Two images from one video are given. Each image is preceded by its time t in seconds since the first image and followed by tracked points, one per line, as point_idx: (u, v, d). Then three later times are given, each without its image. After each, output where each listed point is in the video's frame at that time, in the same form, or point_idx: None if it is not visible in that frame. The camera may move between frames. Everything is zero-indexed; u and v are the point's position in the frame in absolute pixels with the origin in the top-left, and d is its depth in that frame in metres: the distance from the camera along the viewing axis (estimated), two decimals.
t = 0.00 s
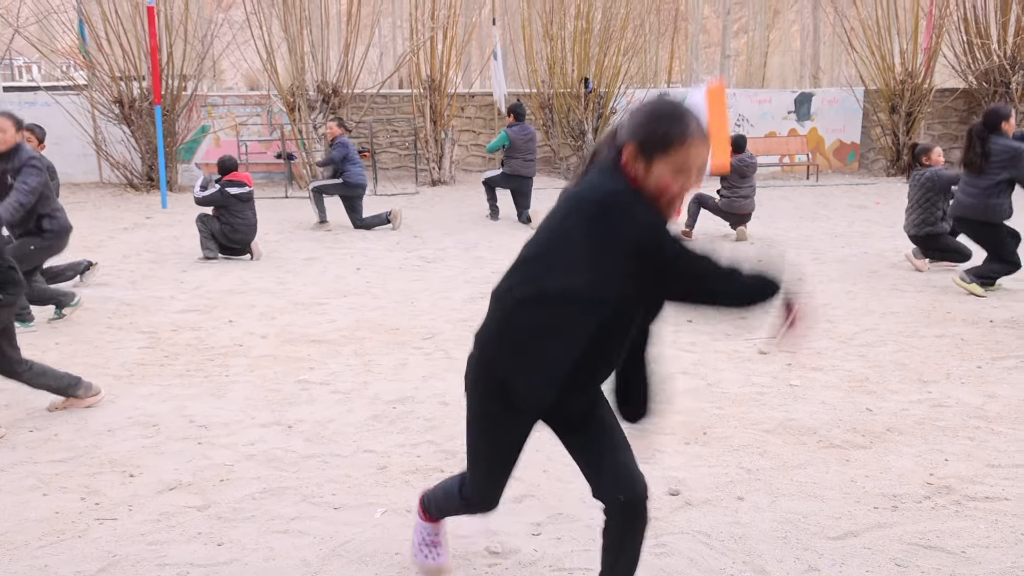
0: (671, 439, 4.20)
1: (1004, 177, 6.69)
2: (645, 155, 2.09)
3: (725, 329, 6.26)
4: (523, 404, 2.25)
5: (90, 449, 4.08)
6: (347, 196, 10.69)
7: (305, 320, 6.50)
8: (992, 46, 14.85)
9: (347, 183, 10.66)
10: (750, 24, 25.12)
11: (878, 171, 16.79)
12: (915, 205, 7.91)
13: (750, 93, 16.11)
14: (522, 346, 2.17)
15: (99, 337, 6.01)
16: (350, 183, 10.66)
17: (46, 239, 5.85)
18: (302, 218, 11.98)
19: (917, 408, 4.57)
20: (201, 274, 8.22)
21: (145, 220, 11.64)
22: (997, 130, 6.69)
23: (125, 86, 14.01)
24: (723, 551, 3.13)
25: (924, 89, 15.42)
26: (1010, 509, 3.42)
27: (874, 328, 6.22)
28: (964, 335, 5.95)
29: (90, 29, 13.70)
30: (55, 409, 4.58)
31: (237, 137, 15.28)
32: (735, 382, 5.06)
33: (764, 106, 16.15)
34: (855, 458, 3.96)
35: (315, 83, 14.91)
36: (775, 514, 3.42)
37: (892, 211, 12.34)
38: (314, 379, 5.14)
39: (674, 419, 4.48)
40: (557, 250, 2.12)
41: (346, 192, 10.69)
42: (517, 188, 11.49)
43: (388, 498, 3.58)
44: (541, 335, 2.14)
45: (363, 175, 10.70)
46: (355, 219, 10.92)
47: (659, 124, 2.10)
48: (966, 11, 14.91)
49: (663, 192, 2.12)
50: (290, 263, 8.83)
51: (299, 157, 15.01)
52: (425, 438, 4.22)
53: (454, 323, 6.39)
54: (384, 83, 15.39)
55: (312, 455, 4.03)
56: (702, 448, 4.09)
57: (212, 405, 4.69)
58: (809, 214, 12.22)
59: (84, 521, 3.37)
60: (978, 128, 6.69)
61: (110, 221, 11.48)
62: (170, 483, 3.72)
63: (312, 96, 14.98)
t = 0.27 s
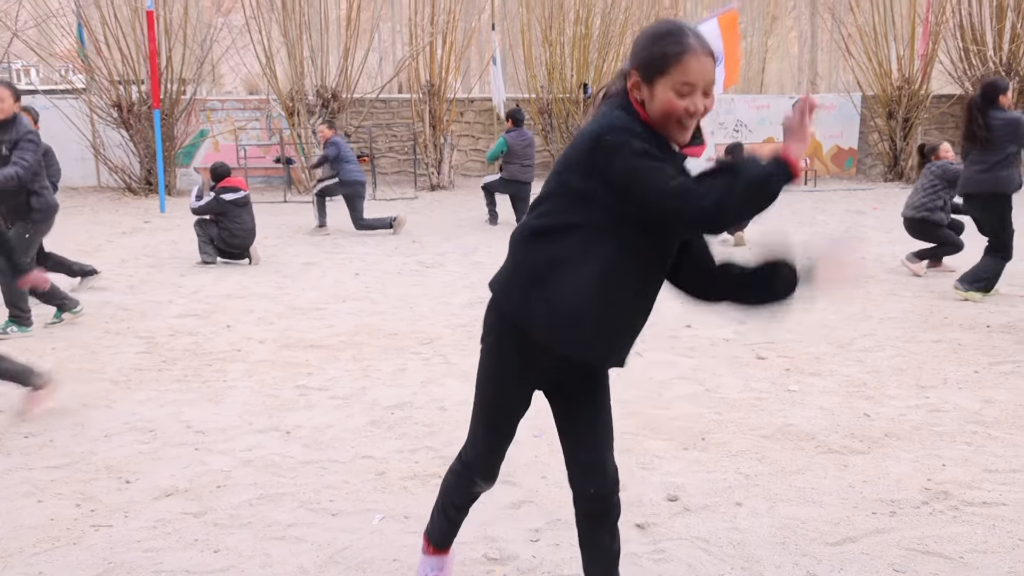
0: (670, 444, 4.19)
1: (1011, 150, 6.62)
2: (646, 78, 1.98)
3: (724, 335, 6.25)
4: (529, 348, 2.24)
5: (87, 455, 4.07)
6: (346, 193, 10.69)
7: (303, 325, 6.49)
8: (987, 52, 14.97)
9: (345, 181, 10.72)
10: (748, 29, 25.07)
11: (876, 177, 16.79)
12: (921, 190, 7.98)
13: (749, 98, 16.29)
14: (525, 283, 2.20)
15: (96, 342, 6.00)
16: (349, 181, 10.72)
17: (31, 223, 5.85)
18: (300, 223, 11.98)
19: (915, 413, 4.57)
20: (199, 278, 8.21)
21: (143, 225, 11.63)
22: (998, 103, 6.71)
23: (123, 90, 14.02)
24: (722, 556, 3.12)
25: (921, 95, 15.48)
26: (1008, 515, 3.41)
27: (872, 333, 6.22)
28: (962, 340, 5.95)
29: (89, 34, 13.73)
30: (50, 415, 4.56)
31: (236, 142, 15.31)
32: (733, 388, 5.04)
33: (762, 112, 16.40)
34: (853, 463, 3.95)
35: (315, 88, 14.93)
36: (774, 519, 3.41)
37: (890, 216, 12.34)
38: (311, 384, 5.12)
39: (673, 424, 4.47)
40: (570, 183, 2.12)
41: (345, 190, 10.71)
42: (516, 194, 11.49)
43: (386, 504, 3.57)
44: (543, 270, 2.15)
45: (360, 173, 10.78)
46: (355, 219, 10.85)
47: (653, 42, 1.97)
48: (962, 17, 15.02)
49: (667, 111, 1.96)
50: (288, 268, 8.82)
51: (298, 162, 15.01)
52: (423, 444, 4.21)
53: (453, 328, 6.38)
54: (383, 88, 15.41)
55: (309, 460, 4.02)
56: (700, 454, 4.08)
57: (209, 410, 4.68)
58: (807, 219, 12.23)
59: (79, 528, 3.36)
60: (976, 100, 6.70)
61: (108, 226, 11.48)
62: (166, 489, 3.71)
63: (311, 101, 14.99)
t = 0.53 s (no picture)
0: (666, 458, 4.19)
1: (1009, 141, 6.56)
2: (629, 78, 2.00)
3: (720, 348, 6.25)
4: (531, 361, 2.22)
5: (81, 470, 4.05)
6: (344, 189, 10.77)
7: (299, 339, 6.49)
8: (981, 66, 15.09)
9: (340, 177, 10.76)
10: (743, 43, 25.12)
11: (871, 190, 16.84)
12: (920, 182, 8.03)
13: (744, 112, 16.32)
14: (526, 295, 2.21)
15: (91, 356, 5.98)
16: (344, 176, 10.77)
17: (14, 229, 5.73)
18: (297, 236, 11.99)
19: (911, 427, 4.57)
20: (195, 292, 8.20)
21: (140, 238, 11.63)
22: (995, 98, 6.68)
23: (120, 103, 14.05)
24: (719, 572, 3.11)
25: (916, 109, 15.58)
26: (1004, 529, 3.41)
27: (867, 347, 6.22)
28: (957, 354, 5.95)
29: (86, 47, 13.78)
30: (44, 429, 4.55)
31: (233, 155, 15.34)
32: (729, 402, 5.04)
33: (758, 125, 16.35)
34: (849, 477, 3.95)
35: (311, 101, 14.97)
36: (770, 534, 3.40)
37: (885, 229, 12.38)
38: (307, 398, 5.11)
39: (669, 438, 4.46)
40: (551, 184, 2.09)
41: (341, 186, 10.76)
42: (511, 207, 11.51)
43: (381, 519, 3.56)
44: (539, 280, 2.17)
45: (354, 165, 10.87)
46: (355, 215, 10.94)
47: (635, 41, 1.99)
48: (954, 31, 15.07)
49: (646, 110, 1.96)
50: (284, 281, 8.82)
51: (294, 175, 15.02)
52: (419, 458, 4.20)
53: (449, 342, 6.38)
54: (380, 102, 15.45)
55: (305, 475, 4.00)
56: (697, 468, 4.08)
57: (204, 425, 4.66)
58: (803, 232, 12.26)
59: (73, 544, 3.35)
60: (970, 95, 6.62)
61: (104, 239, 11.47)
62: (161, 504, 3.70)
63: (307, 114, 15.02)
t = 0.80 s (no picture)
0: (662, 475, 4.19)
1: (1002, 153, 6.57)
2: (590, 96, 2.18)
3: (715, 363, 6.26)
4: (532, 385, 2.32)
5: (75, 490, 4.04)
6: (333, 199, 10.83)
7: (294, 357, 6.48)
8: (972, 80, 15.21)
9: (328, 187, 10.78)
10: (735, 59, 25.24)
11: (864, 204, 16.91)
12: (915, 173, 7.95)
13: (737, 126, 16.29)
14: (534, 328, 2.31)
15: (85, 375, 5.96)
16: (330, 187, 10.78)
17: None
18: (291, 254, 12.00)
19: (906, 441, 4.58)
20: (189, 310, 8.19)
21: (134, 256, 11.62)
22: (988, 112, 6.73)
23: (114, 121, 14.07)
24: None
25: (908, 123, 15.69)
26: (1001, 543, 3.41)
27: (862, 361, 6.23)
28: (952, 368, 5.96)
29: (81, 66, 13.82)
30: (38, 450, 4.53)
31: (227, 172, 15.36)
32: (725, 417, 5.05)
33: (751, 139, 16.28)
34: (845, 492, 3.95)
35: (306, 118, 15.01)
36: (766, 550, 3.40)
37: (879, 244, 12.43)
38: (302, 417, 5.10)
39: (665, 454, 4.46)
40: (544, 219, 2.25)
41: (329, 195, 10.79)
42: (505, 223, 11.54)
43: (377, 538, 3.54)
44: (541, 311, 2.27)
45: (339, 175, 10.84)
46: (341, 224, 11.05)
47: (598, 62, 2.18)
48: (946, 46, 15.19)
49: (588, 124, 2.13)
50: (278, 299, 8.81)
51: (288, 192, 15.03)
52: (414, 476, 4.19)
53: (444, 359, 6.37)
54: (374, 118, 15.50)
55: (299, 494, 3.99)
56: (692, 484, 4.07)
57: (199, 444, 4.65)
58: (797, 247, 12.30)
59: (66, 565, 3.33)
60: (961, 108, 6.67)
61: (98, 257, 11.45)
62: (155, 524, 3.68)
63: (302, 131, 15.04)
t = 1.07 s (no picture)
0: (659, 487, 4.18)
1: (993, 162, 6.59)
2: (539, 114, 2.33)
3: (712, 375, 6.26)
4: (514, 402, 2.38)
5: (71, 506, 4.02)
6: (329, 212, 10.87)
7: (290, 371, 6.47)
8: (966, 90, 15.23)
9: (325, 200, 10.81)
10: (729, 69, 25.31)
11: (860, 215, 16.94)
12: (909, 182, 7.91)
13: (731, 138, 16.36)
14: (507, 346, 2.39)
15: (81, 390, 5.94)
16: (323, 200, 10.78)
17: None
18: (287, 267, 11.99)
19: (904, 452, 4.58)
20: (185, 324, 8.18)
21: (130, 270, 11.61)
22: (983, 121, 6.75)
23: (110, 136, 14.09)
24: None
25: (902, 133, 15.79)
26: (999, 554, 3.41)
27: (859, 371, 6.24)
28: (949, 378, 5.97)
29: (77, 81, 13.84)
30: (33, 465, 4.51)
31: (223, 187, 15.38)
32: (722, 429, 5.05)
33: (746, 150, 16.37)
34: (843, 504, 3.95)
35: (302, 132, 15.03)
36: (764, 562, 3.40)
37: (874, 254, 12.46)
38: (298, 431, 5.09)
39: (662, 466, 4.46)
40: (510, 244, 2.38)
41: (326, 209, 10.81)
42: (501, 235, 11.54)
43: (374, 551, 3.54)
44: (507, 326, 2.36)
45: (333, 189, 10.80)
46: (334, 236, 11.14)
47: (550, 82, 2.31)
48: (939, 56, 15.25)
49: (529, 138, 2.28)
50: (274, 312, 8.80)
51: (284, 206, 15.03)
52: (411, 489, 4.18)
53: (441, 372, 6.37)
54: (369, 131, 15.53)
55: (297, 508, 3.98)
56: (690, 496, 4.07)
57: (196, 459, 4.64)
58: (793, 257, 12.33)
59: None
60: (954, 118, 6.72)
61: (94, 272, 11.44)
62: (152, 540, 3.67)
63: (298, 145, 15.06)
